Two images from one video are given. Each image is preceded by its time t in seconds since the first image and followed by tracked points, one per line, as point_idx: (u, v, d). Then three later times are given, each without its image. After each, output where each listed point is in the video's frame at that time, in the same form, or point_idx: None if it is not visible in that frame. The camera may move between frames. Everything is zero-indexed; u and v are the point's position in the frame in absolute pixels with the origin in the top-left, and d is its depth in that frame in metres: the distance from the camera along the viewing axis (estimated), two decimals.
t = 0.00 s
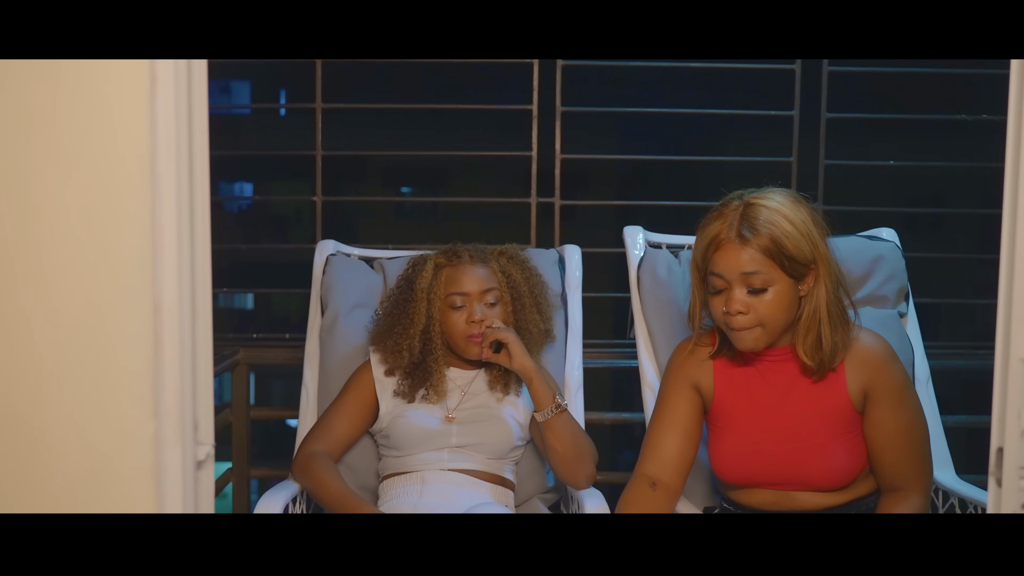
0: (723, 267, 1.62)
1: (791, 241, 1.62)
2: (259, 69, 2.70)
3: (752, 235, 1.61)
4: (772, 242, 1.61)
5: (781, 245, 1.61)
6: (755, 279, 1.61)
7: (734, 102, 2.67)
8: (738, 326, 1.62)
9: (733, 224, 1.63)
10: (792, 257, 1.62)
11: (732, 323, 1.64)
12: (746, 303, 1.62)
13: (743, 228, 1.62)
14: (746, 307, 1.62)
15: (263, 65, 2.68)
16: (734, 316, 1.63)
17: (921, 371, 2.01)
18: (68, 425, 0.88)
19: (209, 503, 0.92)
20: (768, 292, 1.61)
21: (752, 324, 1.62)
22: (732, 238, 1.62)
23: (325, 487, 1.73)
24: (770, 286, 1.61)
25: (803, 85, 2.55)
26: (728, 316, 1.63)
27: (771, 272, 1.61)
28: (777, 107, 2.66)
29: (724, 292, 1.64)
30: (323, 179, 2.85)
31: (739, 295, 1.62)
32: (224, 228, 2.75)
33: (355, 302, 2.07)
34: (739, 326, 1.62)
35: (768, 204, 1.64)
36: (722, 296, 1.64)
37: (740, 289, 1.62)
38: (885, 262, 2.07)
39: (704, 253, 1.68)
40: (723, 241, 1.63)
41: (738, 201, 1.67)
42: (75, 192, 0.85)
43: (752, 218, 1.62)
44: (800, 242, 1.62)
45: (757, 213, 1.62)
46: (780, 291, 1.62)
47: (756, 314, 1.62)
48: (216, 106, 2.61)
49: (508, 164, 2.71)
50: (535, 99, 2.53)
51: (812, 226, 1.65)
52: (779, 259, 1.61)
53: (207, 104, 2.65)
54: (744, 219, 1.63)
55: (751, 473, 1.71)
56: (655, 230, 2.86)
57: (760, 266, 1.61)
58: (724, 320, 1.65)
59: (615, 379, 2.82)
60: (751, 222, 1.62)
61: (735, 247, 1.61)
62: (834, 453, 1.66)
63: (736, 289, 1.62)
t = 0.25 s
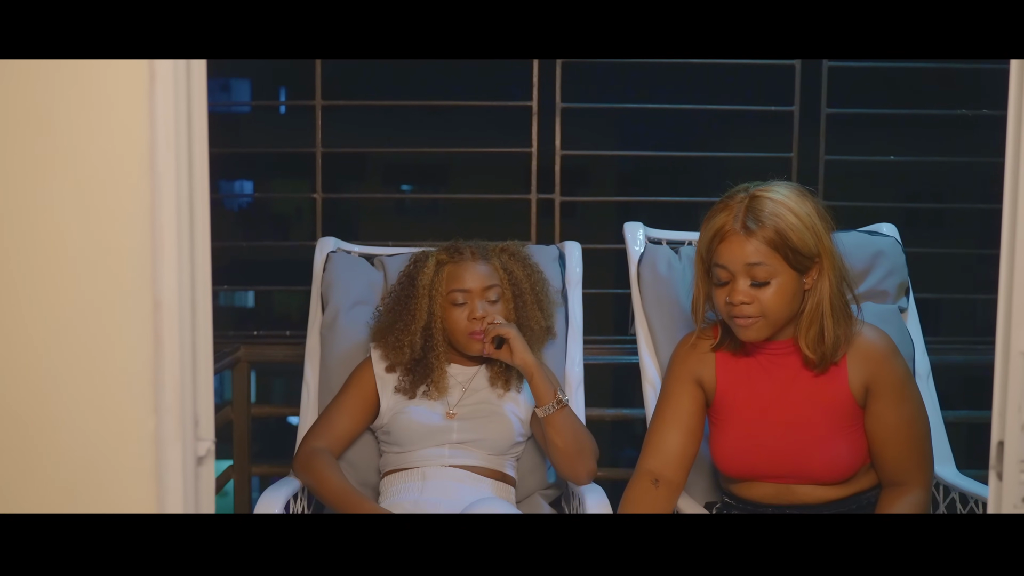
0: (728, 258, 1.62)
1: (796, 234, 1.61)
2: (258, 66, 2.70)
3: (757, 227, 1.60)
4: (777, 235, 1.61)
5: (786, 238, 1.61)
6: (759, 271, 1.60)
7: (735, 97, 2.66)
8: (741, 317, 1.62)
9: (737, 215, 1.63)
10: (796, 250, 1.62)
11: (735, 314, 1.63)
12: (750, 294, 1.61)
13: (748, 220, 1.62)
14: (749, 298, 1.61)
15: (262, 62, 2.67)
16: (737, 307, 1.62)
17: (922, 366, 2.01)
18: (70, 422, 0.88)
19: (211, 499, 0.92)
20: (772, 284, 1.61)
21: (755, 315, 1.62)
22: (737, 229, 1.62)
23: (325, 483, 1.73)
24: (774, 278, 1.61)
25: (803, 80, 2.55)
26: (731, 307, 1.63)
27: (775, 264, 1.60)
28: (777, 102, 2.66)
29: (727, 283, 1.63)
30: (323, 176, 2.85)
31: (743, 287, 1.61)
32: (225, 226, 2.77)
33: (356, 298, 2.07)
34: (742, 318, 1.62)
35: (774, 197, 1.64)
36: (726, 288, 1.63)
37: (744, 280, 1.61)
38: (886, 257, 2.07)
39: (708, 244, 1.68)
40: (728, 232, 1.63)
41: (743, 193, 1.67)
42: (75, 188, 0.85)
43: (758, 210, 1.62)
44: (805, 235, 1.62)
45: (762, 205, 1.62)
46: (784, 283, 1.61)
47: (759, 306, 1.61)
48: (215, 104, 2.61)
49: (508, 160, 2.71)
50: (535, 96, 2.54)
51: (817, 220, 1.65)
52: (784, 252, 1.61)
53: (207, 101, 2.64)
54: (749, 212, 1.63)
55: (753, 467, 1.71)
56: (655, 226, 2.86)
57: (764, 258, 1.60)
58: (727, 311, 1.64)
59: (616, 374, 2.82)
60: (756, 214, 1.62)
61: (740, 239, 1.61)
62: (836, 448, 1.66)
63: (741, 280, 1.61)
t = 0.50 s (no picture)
0: (730, 250, 1.62)
1: (798, 228, 1.61)
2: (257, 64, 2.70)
3: (759, 219, 1.60)
4: (779, 228, 1.60)
5: (788, 232, 1.61)
6: (761, 263, 1.59)
7: (734, 95, 2.66)
8: (742, 309, 1.61)
9: (741, 208, 1.63)
10: (799, 244, 1.61)
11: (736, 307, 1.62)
12: (751, 287, 1.60)
13: (751, 213, 1.62)
14: (750, 291, 1.60)
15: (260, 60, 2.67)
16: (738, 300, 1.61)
17: (921, 363, 2.01)
18: (66, 419, 0.88)
19: (209, 496, 0.93)
20: (773, 277, 1.60)
21: (756, 308, 1.61)
22: (739, 222, 1.62)
23: (323, 482, 1.72)
24: (776, 271, 1.60)
25: (803, 77, 2.54)
26: (733, 299, 1.62)
27: (777, 257, 1.60)
28: (777, 99, 2.66)
29: (729, 276, 1.63)
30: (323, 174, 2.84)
31: (744, 279, 1.60)
32: (225, 223, 2.77)
33: (354, 294, 2.07)
34: (743, 310, 1.61)
35: (777, 190, 1.64)
36: (728, 280, 1.63)
37: (746, 272, 1.60)
38: (884, 254, 2.07)
39: (711, 237, 1.68)
40: (730, 225, 1.63)
41: (747, 187, 1.67)
42: (71, 186, 0.85)
43: (760, 203, 1.62)
44: (807, 229, 1.62)
45: (766, 198, 1.62)
46: (785, 276, 1.61)
47: (760, 298, 1.60)
48: (214, 101, 2.60)
49: (507, 159, 2.71)
50: (534, 90, 2.53)
51: (821, 214, 1.65)
52: (786, 245, 1.60)
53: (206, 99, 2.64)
54: (752, 204, 1.63)
55: (752, 460, 1.71)
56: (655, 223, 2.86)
57: (766, 250, 1.60)
58: (728, 304, 1.63)
59: (616, 372, 2.82)
60: (758, 207, 1.62)
61: (743, 231, 1.61)
62: (835, 442, 1.66)
63: (742, 272, 1.60)
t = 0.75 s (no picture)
0: (727, 240, 1.62)
1: (796, 221, 1.60)
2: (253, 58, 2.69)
3: (757, 211, 1.60)
4: (777, 220, 1.60)
5: (786, 225, 1.60)
6: (756, 255, 1.59)
7: (732, 87, 2.66)
8: (735, 299, 1.61)
9: (740, 198, 1.63)
10: (796, 238, 1.61)
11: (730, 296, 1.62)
12: (746, 277, 1.60)
13: (750, 203, 1.61)
14: (745, 281, 1.60)
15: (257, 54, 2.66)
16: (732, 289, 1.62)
17: (919, 354, 2.01)
18: (62, 413, 0.86)
19: (205, 491, 0.91)
20: (769, 269, 1.60)
21: (750, 298, 1.61)
22: (738, 212, 1.62)
23: (320, 477, 1.73)
24: (771, 262, 1.60)
25: (801, 68, 2.53)
26: (727, 287, 1.62)
27: (773, 249, 1.59)
28: (775, 91, 2.65)
29: (725, 265, 1.63)
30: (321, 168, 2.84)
31: (739, 268, 1.60)
32: (223, 218, 2.77)
33: (349, 287, 2.08)
34: (736, 300, 1.61)
35: (778, 182, 1.63)
36: (722, 269, 1.63)
37: (740, 262, 1.60)
38: (883, 246, 2.07)
39: (711, 226, 1.68)
40: (729, 215, 1.63)
41: (748, 178, 1.67)
42: (67, 177, 0.84)
43: (760, 195, 1.62)
44: (805, 223, 1.61)
45: (765, 190, 1.62)
46: (781, 269, 1.60)
47: (754, 289, 1.60)
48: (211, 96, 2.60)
49: (505, 152, 2.71)
50: (531, 85, 2.52)
51: (820, 210, 1.64)
52: (783, 238, 1.60)
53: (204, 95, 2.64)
54: (752, 195, 1.62)
55: (750, 451, 1.71)
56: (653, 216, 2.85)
57: (762, 242, 1.59)
58: (723, 293, 1.64)
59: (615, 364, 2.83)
60: (757, 199, 1.61)
61: (740, 222, 1.61)
62: (833, 434, 1.65)
63: (737, 262, 1.61)
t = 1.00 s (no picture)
0: (721, 227, 1.61)
1: (791, 208, 1.60)
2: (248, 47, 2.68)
3: (752, 198, 1.59)
4: (772, 207, 1.59)
5: (781, 212, 1.59)
6: (751, 242, 1.59)
7: (729, 74, 2.65)
8: (731, 287, 1.60)
9: (734, 185, 1.62)
10: (791, 224, 1.60)
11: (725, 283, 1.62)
12: (741, 265, 1.60)
13: (744, 190, 1.61)
14: (740, 268, 1.60)
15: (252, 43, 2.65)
16: (727, 277, 1.61)
17: (915, 341, 2.01)
18: (52, 401, 0.85)
19: (202, 480, 0.90)
20: (764, 256, 1.60)
21: (746, 286, 1.60)
22: (732, 199, 1.61)
23: (317, 464, 1.73)
24: (766, 250, 1.59)
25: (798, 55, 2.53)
26: (722, 275, 1.62)
27: (768, 236, 1.59)
28: (772, 78, 2.64)
29: (720, 252, 1.63)
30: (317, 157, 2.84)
31: (734, 256, 1.59)
32: (219, 208, 2.77)
33: (346, 275, 2.07)
34: (732, 287, 1.60)
35: (772, 168, 1.63)
36: (718, 256, 1.62)
37: (735, 250, 1.60)
38: (879, 233, 2.07)
39: (705, 212, 1.68)
40: (723, 202, 1.62)
41: (742, 164, 1.66)
42: (57, 160, 0.82)
43: (754, 181, 1.61)
44: (800, 209, 1.61)
45: (759, 177, 1.61)
46: (776, 256, 1.60)
47: (750, 276, 1.60)
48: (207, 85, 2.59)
49: (501, 141, 2.70)
50: (528, 73, 2.51)
51: (815, 195, 1.64)
52: (778, 225, 1.59)
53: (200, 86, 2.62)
54: (746, 181, 1.62)
55: (745, 438, 1.71)
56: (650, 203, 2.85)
57: (756, 229, 1.59)
58: (718, 280, 1.63)
59: (612, 352, 2.83)
60: (752, 185, 1.61)
61: (735, 209, 1.60)
62: (828, 420, 1.66)
63: (732, 250, 1.60)
